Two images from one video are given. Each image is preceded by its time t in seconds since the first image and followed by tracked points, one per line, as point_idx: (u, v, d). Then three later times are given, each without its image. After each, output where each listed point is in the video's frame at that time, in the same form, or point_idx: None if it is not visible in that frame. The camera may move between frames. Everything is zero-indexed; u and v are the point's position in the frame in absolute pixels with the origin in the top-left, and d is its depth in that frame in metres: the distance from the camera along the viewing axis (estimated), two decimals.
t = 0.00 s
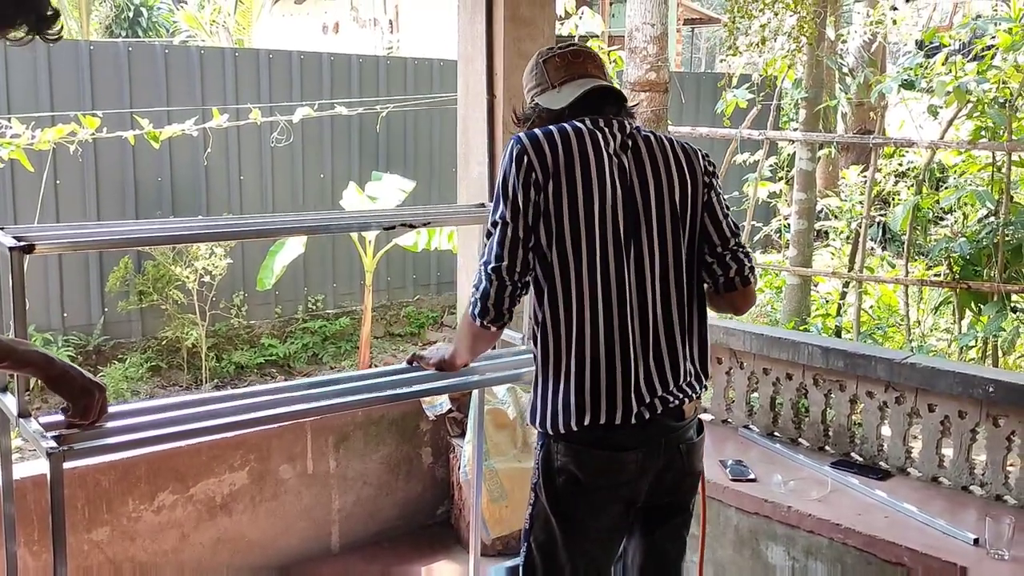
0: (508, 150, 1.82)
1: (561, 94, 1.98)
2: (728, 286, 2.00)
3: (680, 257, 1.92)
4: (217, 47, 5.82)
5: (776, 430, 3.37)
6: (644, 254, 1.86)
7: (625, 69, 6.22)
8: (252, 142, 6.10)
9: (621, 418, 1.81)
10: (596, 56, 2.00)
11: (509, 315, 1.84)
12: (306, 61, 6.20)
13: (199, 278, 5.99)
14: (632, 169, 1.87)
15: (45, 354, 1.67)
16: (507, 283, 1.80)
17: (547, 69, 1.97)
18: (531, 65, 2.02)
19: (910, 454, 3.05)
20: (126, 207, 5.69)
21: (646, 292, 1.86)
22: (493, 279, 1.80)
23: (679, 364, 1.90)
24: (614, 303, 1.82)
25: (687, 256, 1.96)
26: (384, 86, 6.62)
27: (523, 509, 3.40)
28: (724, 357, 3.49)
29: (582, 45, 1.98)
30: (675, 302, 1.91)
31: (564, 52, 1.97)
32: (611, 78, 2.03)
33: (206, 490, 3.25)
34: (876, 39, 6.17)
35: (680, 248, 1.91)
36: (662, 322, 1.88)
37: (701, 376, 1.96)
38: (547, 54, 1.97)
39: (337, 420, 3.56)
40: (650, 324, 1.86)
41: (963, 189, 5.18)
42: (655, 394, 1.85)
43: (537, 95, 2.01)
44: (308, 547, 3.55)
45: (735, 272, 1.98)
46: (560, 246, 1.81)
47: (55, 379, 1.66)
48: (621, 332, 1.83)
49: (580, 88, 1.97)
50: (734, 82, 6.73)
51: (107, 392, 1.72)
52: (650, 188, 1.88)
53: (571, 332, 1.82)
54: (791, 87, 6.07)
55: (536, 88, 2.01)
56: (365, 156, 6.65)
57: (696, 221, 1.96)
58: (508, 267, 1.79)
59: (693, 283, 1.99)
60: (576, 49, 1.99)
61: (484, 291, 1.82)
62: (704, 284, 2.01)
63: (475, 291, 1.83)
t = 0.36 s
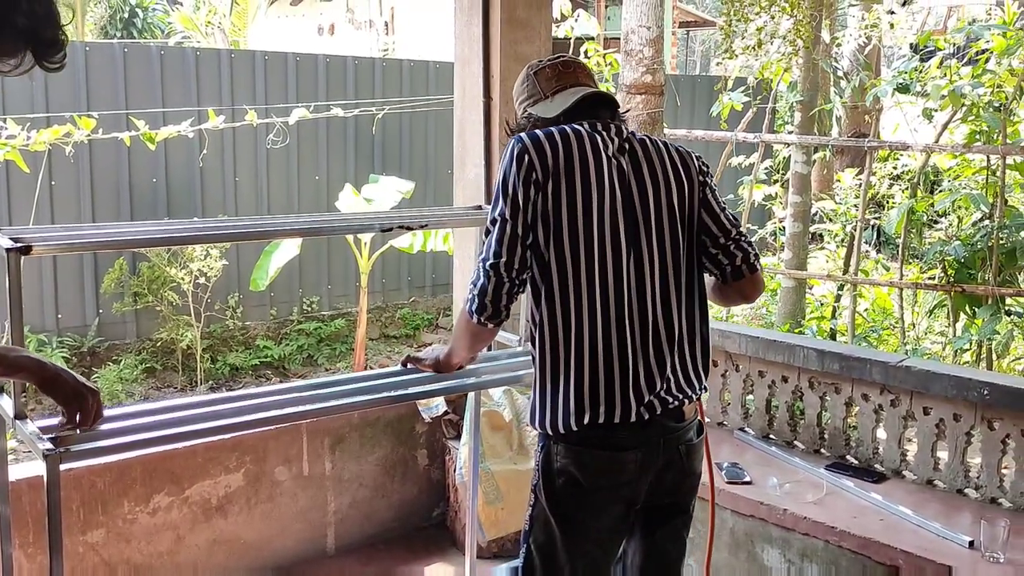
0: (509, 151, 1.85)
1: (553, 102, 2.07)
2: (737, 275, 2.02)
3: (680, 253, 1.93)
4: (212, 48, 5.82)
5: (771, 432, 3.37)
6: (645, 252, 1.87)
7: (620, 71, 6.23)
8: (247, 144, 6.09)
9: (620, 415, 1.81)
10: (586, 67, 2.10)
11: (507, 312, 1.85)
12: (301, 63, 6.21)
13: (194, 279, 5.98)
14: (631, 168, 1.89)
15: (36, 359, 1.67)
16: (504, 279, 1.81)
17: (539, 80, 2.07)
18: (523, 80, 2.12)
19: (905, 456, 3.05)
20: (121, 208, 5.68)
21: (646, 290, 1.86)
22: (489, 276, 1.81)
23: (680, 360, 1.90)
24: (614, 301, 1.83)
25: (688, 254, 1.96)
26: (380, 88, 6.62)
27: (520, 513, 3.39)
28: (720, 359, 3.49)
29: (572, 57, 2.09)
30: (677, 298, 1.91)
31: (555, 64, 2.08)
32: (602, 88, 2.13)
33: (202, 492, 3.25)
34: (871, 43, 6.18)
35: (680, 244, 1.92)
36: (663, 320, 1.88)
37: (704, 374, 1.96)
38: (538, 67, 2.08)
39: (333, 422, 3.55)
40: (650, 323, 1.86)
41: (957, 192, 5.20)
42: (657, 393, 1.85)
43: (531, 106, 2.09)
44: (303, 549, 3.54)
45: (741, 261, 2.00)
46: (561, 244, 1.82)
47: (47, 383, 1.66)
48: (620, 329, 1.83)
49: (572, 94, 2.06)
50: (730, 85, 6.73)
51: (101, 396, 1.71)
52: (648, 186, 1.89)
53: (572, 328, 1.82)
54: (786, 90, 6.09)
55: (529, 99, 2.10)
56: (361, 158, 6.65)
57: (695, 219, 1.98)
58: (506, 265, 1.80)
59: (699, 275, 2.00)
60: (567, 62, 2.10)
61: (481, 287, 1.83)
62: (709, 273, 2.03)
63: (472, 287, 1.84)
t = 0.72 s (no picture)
0: (510, 148, 1.83)
1: (554, 103, 2.08)
2: (741, 272, 2.01)
3: (683, 251, 1.91)
4: (206, 44, 5.79)
5: (769, 431, 3.36)
6: (647, 250, 1.85)
7: (616, 68, 6.22)
8: (241, 140, 6.06)
9: (623, 415, 1.80)
10: (585, 69, 2.12)
11: (507, 309, 1.83)
12: (296, 60, 6.18)
13: (187, 277, 5.94)
14: (633, 166, 1.87)
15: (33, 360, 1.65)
16: (504, 277, 1.79)
17: (539, 81, 2.09)
18: (522, 81, 2.14)
19: (904, 455, 3.05)
20: (114, 205, 5.64)
21: (650, 287, 1.85)
22: (489, 273, 1.80)
23: (683, 359, 1.88)
24: (616, 300, 1.82)
25: (690, 252, 1.95)
26: (374, 84, 6.59)
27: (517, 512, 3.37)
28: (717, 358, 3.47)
29: (572, 58, 2.11)
30: (680, 296, 1.89)
31: (555, 65, 2.10)
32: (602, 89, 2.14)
33: (196, 491, 3.23)
34: (866, 41, 6.18)
35: (682, 242, 1.90)
36: (666, 319, 1.86)
37: (708, 373, 1.94)
38: (539, 68, 2.10)
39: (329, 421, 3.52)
40: (653, 321, 1.85)
41: (953, 190, 5.20)
42: (660, 392, 1.83)
43: (531, 107, 2.11)
44: (298, 549, 3.51)
45: (745, 258, 1.99)
46: (562, 241, 1.81)
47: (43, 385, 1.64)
48: (622, 328, 1.82)
49: (573, 95, 2.07)
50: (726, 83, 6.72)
51: (98, 398, 1.70)
52: (650, 183, 1.88)
53: (574, 326, 1.81)
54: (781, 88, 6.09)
55: (529, 100, 2.11)
56: (356, 154, 6.62)
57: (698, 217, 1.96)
58: (506, 262, 1.78)
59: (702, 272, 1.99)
60: (567, 63, 2.11)
61: (481, 285, 1.81)
62: (712, 270, 2.02)
63: (472, 284, 1.83)
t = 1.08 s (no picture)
0: (521, 140, 1.76)
1: (565, 96, 2.01)
2: (762, 264, 1.95)
3: (702, 245, 1.85)
4: (205, 37, 5.71)
5: (780, 429, 3.30)
6: (664, 244, 1.79)
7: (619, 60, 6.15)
8: (241, 134, 5.98)
9: (642, 415, 1.73)
10: (596, 59, 2.05)
11: (518, 305, 1.75)
12: (295, 52, 6.10)
13: (187, 272, 5.88)
14: (648, 158, 1.81)
15: (27, 364, 1.58)
16: (516, 272, 1.72)
17: (549, 73, 2.02)
18: (530, 74, 2.07)
19: (919, 454, 2.98)
20: (112, 200, 5.57)
21: (668, 283, 1.78)
22: (501, 268, 1.73)
23: (702, 356, 1.82)
24: (634, 295, 1.75)
25: (710, 245, 1.89)
26: (375, 77, 6.51)
27: (525, 513, 3.30)
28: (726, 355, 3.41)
29: (582, 49, 2.04)
30: (699, 292, 1.83)
31: (565, 57, 2.03)
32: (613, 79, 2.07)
33: (197, 492, 3.17)
34: (871, 32, 6.11)
35: (701, 236, 1.84)
36: (685, 315, 1.80)
37: (728, 372, 1.88)
38: (548, 60, 2.03)
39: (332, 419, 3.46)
40: (672, 318, 1.78)
41: (962, 183, 5.12)
42: (680, 391, 1.77)
43: (541, 101, 2.04)
44: (301, 549, 3.45)
45: (767, 250, 1.93)
46: (577, 236, 1.74)
47: (38, 389, 1.57)
48: (641, 325, 1.75)
49: (584, 87, 2.00)
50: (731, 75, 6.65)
51: (95, 398, 1.63)
52: (666, 176, 1.81)
53: (590, 324, 1.74)
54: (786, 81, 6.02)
55: (538, 94, 2.04)
56: (356, 148, 6.55)
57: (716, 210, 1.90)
58: (518, 256, 1.71)
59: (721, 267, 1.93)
60: (577, 54, 2.05)
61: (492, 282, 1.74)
62: (732, 263, 1.96)
63: (482, 279, 1.76)
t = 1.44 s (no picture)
0: (541, 140, 1.65)
1: (585, 92, 1.88)
2: (825, 240, 1.84)
3: (736, 247, 1.72)
4: (200, 31, 5.57)
5: (798, 436, 3.19)
6: (694, 246, 1.66)
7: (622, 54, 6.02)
8: (237, 129, 5.85)
9: (670, 432, 1.62)
10: (614, 53, 1.93)
11: (540, 315, 1.64)
12: (293, 46, 5.97)
13: (183, 271, 5.75)
14: (676, 158, 1.69)
15: (11, 384, 1.43)
16: (538, 281, 1.60)
17: (567, 68, 1.88)
18: (544, 71, 1.93)
19: (945, 463, 2.88)
20: (107, 198, 5.44)
21: (701, 288, 1.66)
22: (521, 277, 1.61)
23: (736, 366, 1.70)
24: (663, 302, 1.63)
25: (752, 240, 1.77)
26: (374, 71, 6.38)
27: (535, 522, 3.19)
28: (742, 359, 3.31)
29: (599, 42, 1.91)
30: (734, 297, 1.70)
31: (582, 50, 1.90)
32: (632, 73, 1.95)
33: (195, 503, 3.06)
34: (879, 25, 5.99)
35: (735, 237, 1.71)
36: (718, 322, 1.67)
37: (763, 383, 1.75)
38: (564, 54, 1.89)
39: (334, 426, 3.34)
40: (705, 325, 1.65)
41: (976, 180, 4.99)
42: (710, 406, 1.65)
43: (558, 98, 1.89)
44: (303, 560, 3.34)
45: (827, 225, 1.83)
46: (601, 241, 1.63)
47: (24, 412, 1.43)
48: (671, 334, 1.63)
49: (606, 82, 1.87)
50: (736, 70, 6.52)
51: (85, 417, 1.51)
52: (695, 175, 1.69)
53: (616, 335, 1.62)
54: (792, 76, 5.92)
55: (555, 91, 1.90)
56: (355, 144, 6.43)
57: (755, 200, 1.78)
58: (540, 264, 1.59)
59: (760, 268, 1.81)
60: (594, 48, 1.92)
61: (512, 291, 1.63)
62: (792, 246, 1.86)
63: (501, 288, 1.64)
